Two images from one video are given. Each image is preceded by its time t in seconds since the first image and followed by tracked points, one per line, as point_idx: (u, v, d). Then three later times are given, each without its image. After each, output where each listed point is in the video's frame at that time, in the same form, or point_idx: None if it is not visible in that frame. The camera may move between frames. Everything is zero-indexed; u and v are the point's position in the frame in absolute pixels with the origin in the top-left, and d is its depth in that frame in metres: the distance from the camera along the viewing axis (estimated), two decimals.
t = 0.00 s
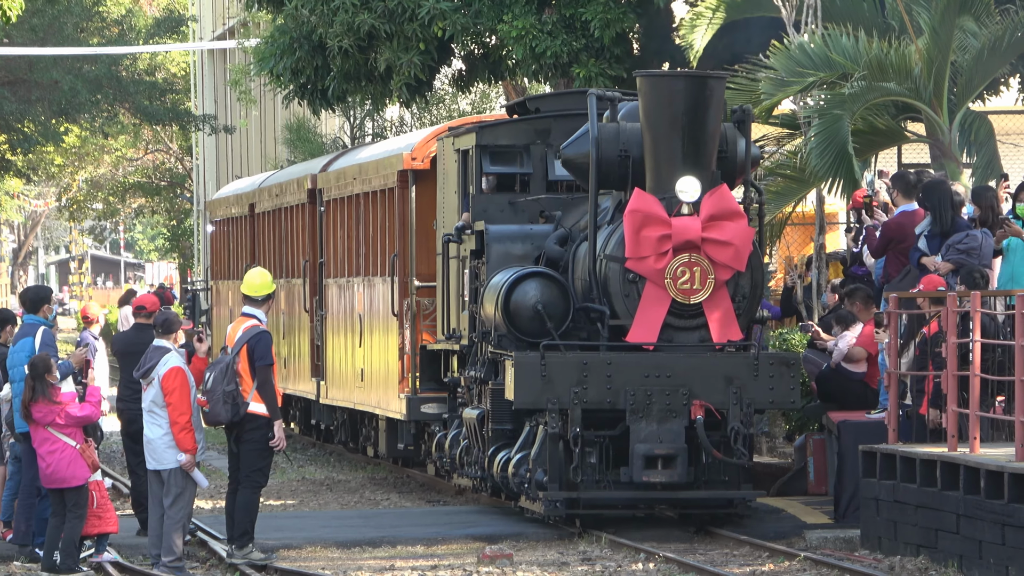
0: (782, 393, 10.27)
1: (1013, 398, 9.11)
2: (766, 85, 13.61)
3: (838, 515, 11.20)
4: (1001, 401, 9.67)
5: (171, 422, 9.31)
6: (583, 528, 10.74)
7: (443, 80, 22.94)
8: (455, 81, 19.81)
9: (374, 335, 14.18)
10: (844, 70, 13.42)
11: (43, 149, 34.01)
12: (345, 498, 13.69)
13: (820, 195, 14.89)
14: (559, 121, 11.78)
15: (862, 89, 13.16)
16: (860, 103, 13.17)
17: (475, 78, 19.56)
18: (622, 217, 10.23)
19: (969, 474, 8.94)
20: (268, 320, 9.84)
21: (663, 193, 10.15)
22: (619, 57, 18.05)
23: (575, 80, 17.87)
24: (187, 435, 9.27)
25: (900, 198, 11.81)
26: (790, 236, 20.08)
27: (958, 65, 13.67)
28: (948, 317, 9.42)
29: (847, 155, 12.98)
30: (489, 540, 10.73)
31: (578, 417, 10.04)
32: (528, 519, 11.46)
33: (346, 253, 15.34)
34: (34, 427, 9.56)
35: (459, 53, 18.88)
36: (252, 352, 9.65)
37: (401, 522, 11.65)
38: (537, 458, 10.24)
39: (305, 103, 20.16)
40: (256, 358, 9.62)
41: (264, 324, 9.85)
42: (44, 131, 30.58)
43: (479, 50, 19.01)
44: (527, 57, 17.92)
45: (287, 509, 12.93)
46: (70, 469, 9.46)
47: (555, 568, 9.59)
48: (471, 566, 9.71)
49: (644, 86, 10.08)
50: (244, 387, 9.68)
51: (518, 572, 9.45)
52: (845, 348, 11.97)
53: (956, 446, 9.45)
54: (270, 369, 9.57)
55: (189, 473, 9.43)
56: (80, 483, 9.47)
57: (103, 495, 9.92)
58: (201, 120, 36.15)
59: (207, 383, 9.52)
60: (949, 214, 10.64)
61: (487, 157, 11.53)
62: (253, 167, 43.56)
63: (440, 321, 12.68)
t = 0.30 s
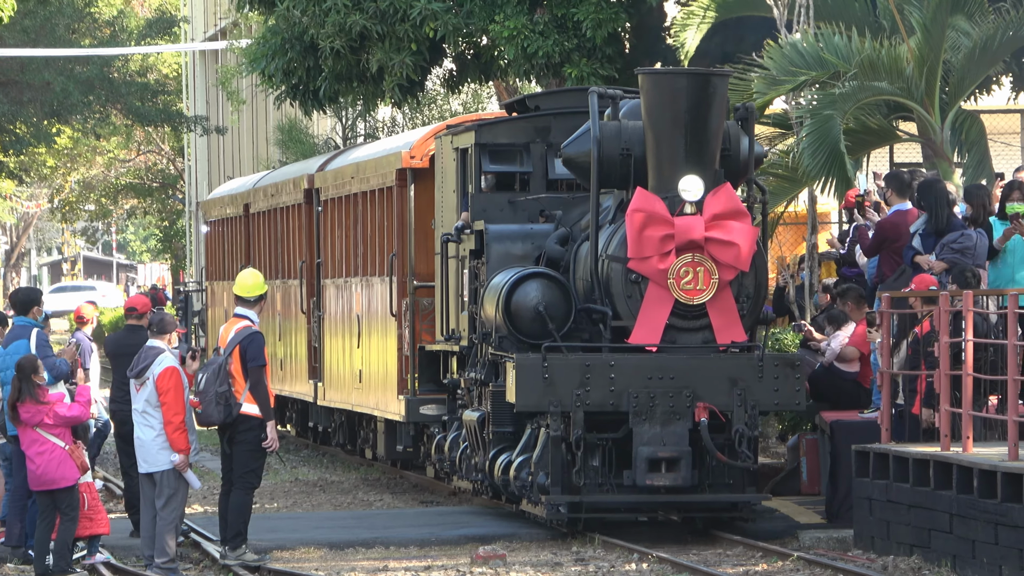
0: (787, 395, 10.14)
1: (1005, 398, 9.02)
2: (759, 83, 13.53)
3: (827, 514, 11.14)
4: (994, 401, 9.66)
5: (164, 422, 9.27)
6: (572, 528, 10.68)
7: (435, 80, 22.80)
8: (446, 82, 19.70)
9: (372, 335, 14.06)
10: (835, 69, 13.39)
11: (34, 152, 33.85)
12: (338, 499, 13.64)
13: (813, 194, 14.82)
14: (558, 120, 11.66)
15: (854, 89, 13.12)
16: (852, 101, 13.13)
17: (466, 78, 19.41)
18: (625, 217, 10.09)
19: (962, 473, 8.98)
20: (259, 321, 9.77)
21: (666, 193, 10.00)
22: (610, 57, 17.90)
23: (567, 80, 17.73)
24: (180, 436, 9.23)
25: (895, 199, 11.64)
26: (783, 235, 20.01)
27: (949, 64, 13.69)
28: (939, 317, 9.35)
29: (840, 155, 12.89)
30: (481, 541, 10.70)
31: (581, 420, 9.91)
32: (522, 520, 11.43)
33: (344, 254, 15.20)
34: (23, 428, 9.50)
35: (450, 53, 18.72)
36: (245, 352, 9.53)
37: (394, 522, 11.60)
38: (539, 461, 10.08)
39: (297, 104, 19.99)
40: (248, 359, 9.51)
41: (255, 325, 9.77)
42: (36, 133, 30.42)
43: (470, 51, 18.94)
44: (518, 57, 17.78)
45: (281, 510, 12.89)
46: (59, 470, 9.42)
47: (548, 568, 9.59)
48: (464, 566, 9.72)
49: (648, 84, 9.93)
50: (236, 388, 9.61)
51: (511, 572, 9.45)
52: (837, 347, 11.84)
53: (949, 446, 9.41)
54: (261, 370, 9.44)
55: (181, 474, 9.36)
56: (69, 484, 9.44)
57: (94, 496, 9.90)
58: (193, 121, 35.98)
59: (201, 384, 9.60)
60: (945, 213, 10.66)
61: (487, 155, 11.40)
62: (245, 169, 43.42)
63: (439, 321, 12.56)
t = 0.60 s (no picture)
0: (791, 397, 9.99)
1: (996, 398, 8.94)
2: (750, 82, 13.47)
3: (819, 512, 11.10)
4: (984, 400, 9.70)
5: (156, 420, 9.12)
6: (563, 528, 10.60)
7: (426, 80, 22.65)
8: (436, 82, 19.52)
9: (369, 336, 13.92)
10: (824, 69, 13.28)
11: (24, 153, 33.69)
12: (330, 499, 13.54)
13: (803, 193, 14.71)
14: (558, 118, 11.54)
15: (843, 89, 13.08)
16: (841, 101, 13.08)
17: (456, 78, 19.25)
18: (626, 216, 9.95)
19: (953, 472, 8.90)
20: (250, 322, 9.68)
21: (669, 191, 9.86)
22: (602, 57, 17.74)
23: (558, 80, 17.60)
24: (172, 434, 9.08)
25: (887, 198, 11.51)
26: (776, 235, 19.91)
27: (940, 63, 13.57)
28: (931, 316, 9.27)
29: (828, 154, 12.85)
30: (473, 541, 10.61)
31: (583, 422, 9.76)
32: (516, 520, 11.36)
33: (340, 254, 15.06)
34: (10, 428, 9.36)
35: (440, 53, 18.56)
36: (236, 353, 9.48)
37: (387, 523, 11.49)
38: (540, 464, 9.93)
39: (287, 104, 19.82)
40: (239, 360, 9.46)
41: (246, 326, 9.68)
42: (27, 134, 30.27)
43: (459, 50, 18.57)
44: (509, 57, 17.64)
45: (273, 510, 12.79)
46: (47, 471, 9.29)
47: (540, 568, 9.48)
48: (456, 566, 9.62)
49: (648, 82, 9.80)
50: (227, 389, 9.53)
51: (502, 572, 9.34)
52: (827, 346, 11.68)
53: (941, 445, 9.34)
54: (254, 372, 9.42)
55: (172, 474, 9.23)
56: (58, 485, 9.31)
57: (83, 498, 9.78)
58: (184, 122, 35.81)
59: (191, 384, 9.45)
60: (941, 210, 10.57)
61: (485, 153, 11.28)
62: (235, 170, 43.25)
63: (437, 322, 12.44)
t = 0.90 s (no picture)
0: (795, 400, 9.85)
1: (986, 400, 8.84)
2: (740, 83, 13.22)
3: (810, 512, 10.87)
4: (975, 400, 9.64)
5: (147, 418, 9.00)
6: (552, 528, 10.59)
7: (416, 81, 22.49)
8: (427, 82, 19.39)
9: (365, 336, 13.77)
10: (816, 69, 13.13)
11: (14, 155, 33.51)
12: (320, 499, 13.41)
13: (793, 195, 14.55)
14: (558, 115, 11.34)
15: (835, 88, 12.94)
16: (831, 101, 12.93)
17: (447, 78, 19.10)
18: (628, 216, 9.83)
19: (944, 472, 8.80)
20: (241, 322, 9.54)
21: (673, 191, 9.73)
22: (592, 58, 17.63)
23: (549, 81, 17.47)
24: (162, 431, 8.95)
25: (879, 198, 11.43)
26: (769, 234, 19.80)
27: (931, 63, 13.46)
28: (922, 317, 9.16)
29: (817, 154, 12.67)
30: (464, 542, 10.50)
31: (584, 425, 9.62)
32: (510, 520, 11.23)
33: (336, 254, 14.92)
34: None
35: (431, 54, 18.40)
36: (227, 355, 9.36)
37: (378, 524, 11.36)
38: (541, 466, 9.84)
39: (277, 105, 19.66)
40: (230, 360, 9.34)
41: (237, 327, 9.54)
42: (17, 135, 30.10)
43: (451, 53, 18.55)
44: (499, 58, 17.50)
45: (263, 511, 12.66)
46: (37, 472, 9.14)
47: (531, 568, 9.37)
48: (446, 566, 9.50)
49: (650, 79, 9.69)
50: (217, 390, 9.40)
51: (493, 572, 9.22)
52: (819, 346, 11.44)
53: (931, 445, 9.22)
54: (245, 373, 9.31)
55: (162, 473, 9.09)
56: (48, 486, 9.16)
57: (72, 500, 9.68)
58: (174, 123, 35.64)
59: (181, 386, 9.26)
60: (933, 208, 10.59)
61: (484, 152, 11.17)
62: (226, 170, 43.07)
63: (434, 323, 12.31)
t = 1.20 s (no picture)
0: (799, 401, 9.73)
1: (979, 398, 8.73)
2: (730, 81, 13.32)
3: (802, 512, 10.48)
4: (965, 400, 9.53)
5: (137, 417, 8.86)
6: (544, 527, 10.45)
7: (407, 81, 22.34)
8: (418, 82, 19.22)
9: (362, 336, 13.64)
10: (807, 68, 13.03)
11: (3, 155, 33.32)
12: (310, 500, 13.28)
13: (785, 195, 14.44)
14: (557, 113, 11.19)
15: (825, 87, 12.81)
16: (823, 101, 12.82)
17: (438, 79, 18.93)
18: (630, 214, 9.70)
19: (934, 472, 8.70)
20: (232, 323, 9.39)
21: (675, 189, 9.60)
22: (583, 57, 17.53)
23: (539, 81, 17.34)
24: (153, 430, 8.82)
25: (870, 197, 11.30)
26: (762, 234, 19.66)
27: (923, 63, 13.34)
28: (913, 315, 9.06)
29: (810, 151, 12.60)
30: (455, 542, 10.38)
31: (586, 426, 9.49)
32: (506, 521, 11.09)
33: (332, 254, 14.78)
34: None
35: (422, 54, 18.25)
36: (218, 355, 9.18)
37: (370, 524, 11.23)
38: (542, 468, 9.72)
39: (268, 105, 19.51)
40: (220, 360, 9.17)
41: (228, 327, 9.40)
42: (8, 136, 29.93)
43: (441, 52, 18.41)
44: (490, 58, 17.37)
45: (253, 511, 12.53)
46: (28, 472, 8.99)
47: (522, 568, 9.25)
48: (437, 566, 9.37)
49: (653, 76, 9.56)
50: (208, 390, 9.26)
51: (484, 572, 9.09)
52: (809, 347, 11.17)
53: (921, 444, 9.10)
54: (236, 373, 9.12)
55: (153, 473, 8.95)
56: (39, 486, 9.03)
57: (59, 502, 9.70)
58: (164, 124, 35.47)
59: (173, 386, 9.21)
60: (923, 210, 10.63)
61: (482, 150, 11.04)
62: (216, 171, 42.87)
63: (432, 323, 12.19)
